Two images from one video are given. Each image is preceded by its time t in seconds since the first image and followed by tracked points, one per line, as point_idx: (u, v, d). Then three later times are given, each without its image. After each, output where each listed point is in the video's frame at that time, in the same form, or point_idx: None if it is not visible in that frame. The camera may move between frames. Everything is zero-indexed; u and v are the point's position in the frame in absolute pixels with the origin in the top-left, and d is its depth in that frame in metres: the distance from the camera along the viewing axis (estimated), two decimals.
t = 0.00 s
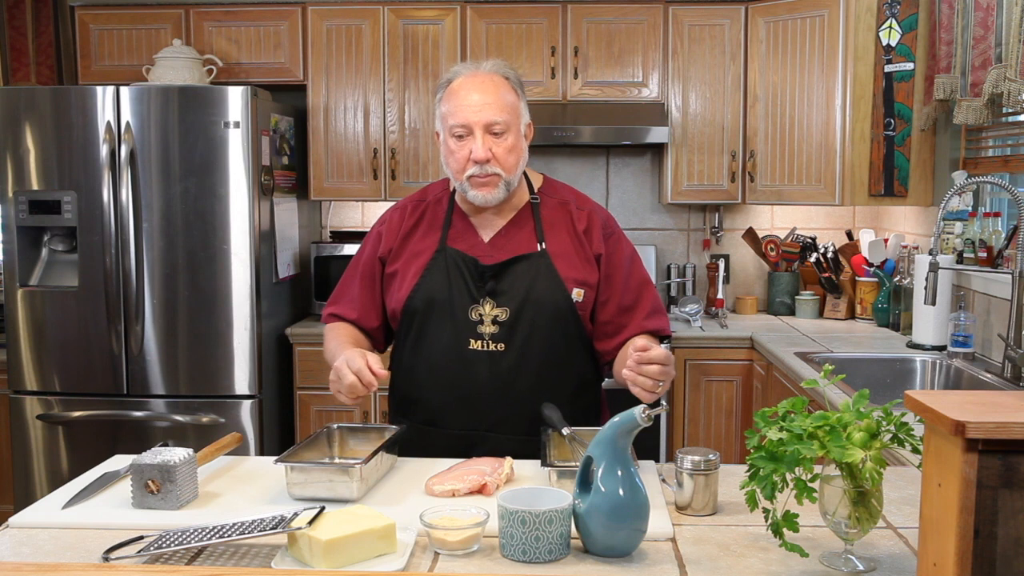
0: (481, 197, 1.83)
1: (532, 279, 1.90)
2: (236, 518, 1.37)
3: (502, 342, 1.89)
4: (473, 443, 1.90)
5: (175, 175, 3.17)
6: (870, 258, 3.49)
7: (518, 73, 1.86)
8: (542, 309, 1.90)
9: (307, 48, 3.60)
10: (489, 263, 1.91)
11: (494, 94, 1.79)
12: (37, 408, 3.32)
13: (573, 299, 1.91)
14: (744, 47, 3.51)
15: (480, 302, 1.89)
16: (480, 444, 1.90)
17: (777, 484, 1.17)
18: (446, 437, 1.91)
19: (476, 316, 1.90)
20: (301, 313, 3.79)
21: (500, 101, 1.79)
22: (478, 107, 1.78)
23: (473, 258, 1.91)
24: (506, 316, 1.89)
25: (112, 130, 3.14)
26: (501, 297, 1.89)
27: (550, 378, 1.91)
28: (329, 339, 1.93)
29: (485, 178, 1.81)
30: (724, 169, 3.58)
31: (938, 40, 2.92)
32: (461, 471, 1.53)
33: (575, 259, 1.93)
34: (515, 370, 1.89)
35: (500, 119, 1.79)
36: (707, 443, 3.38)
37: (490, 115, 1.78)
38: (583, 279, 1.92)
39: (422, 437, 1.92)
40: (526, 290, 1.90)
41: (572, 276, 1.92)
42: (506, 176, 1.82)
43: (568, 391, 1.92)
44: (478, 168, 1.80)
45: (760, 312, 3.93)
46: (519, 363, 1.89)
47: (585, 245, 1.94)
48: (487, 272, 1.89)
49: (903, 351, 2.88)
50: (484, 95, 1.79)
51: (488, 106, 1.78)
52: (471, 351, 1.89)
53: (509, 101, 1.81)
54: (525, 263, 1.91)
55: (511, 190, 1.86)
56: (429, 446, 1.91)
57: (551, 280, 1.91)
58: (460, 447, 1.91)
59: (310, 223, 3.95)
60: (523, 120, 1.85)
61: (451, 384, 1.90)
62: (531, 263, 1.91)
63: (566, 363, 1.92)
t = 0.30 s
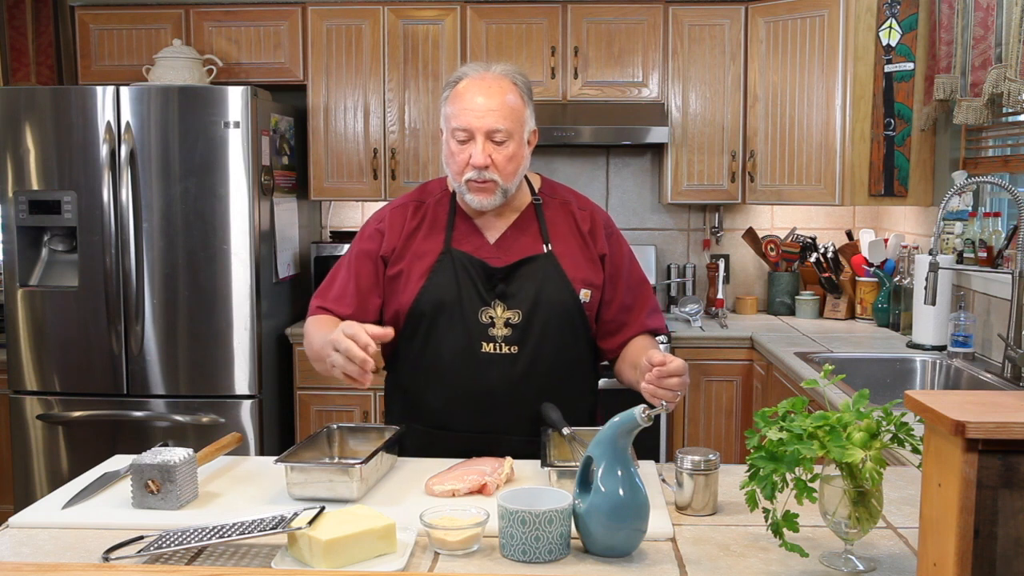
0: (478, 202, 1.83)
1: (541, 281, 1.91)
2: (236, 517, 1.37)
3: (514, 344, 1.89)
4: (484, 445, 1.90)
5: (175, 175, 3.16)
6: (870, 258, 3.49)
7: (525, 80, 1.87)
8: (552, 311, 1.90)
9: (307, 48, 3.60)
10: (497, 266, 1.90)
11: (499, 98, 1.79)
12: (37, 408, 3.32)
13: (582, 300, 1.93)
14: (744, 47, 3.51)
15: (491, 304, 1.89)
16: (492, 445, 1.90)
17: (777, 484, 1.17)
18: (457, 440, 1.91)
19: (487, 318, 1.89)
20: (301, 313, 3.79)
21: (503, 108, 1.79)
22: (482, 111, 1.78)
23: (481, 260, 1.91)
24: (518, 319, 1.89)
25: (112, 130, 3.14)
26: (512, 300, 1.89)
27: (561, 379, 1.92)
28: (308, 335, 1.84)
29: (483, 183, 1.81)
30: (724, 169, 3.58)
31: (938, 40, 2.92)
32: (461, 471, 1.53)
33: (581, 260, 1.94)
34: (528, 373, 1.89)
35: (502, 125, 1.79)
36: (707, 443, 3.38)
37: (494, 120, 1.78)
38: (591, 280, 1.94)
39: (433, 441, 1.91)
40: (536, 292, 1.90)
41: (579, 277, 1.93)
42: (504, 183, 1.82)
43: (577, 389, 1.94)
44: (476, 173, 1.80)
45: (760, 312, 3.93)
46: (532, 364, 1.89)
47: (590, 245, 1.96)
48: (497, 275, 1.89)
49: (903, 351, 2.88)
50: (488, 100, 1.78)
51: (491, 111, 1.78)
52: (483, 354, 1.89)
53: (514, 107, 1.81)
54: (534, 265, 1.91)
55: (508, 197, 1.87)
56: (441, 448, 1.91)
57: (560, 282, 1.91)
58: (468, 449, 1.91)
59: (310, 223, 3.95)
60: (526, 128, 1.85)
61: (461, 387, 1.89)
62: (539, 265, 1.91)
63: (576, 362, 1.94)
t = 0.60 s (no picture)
0: (485, 190, 1.82)
1: (547, 279, 1.91)
2: (236, 518, 1.37)
3: (524, 343, 1.90)
4: (493, 445, 1.91)
5: (175, 175, 3.16)
6: (870, 258, 3.49)
7: (530, 75, 1.87)
8: (559, 309, 1.91)
9: (307, 48, 3.60)
10: (503, 265, 1.91)
11: (506, 89, 1.80)
12: (37, 408, 3.32)
13: (586, 297, 1.94)
14: (744, 47, 3.51)
15: (500, 304, 1.89)
16: (502, 444, 1.91)
17: (777, 484, 1.17)
18: (466, 441, 1.91)
19: (496, 318, 1.89)
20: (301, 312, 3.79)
21: (511, 98, 1.80)
22: (491, 100, 1.78)
23: (487, 260, 1.90)
24: (527, 317, 1.90)
25: (112, 130, 3.14)
26: (520, 299, 1.89)
27: (569, 376, 1.93)
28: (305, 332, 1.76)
29: (491, 171, 1.81)
30: (724, 169, 3.58)
31: (938, 39, 2.92)
32: (461, 471, 1.53)
33: (582, 257, 1.96)
34: (537, 371, 1.90)
35: (511, 114, 1.79)
36: (707, 443, 3.38)
37: (502, 108, 1.79)
38: (592, 277, 1.96)
39: (442, 442, 1.91)
40: (543, 291, 1.91)
41: (582, 275, 1.94)
42: (512, 172, 1.82)
43: (583, 386, 1.96)
44: (485, 160, 1.80)
45: (760, 312, 3.93)
46: (541, 363, 1.90)
47: (591, 243, 1.98)
48: (504, 274, 1.89)
49: (903, 351, 2.88)
50: (496, 89, 1.79)
51: (500, 100, 1.79)
52: (494, 353, 1.89)
53: (520, 98, 1.82)
54: (540, 264, 1.92)
55: (514, 188, 1.86)
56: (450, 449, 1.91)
57: (566, 280, 1.93)
58: (478, 449, 1.91)
59: (310, 223, 3.95)
60: (532, 120, 1.86)
61: (471, 388, 1.89)
62: (543, 262, 1.92)
63: (582, 359, 1.95)
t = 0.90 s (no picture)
0: (485, 189, 1.83)
1: (548, 277, 1.92)
2: (236, 518, 1.37)
3: (528, 341, 1.90)
4: (497, 443, 1.91)
5: (175, 175, 3.16)
6: (870, 258, 3.49)
7: (530, 73, 1.87)
8: (561, 307, 1.91)
9: (307, 48, 3.60)
10: (505, 263, 1.91)
11: (506, 88, 1.80)
12: (37, 408, 3.32)
13: (587, 295, 1.95)
14: (744, 47, 3.51)
15: (502, 302, 1.89)
16: (507, 443, 1.91)
17: (777, 483, 1.17)
18: (470, 440, 1.91)
19: (499, 316, 1.89)
20: (301, 313, 3.80)
21: (512, 98, 1.80)
22: (492, 99, 1.78)
23: (489, 258, 1.90)
24: (531, 315, 1.90)
25: (112, 130, 3.14)
26: (523, 297, 1.90)
27: (573, 374, 1.93)
28: (304, 334, 1.77)
29: (492, 171, 1.81)
30: (724, 169, 3.58)
31: (938, 40, 2.92)
32: (461, 471, 1.53)
33: (583, 255, 1.97)
34: (542, 369, 1.91)
35: (512, 113, 1.79)
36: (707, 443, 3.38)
37: (503, 108, 1.79)
38: (592, 275, 1.96)
39: (446, 441, 1.91)
40: (546, 288, 1.91)
41: (582, 272, 1.95)
42: (512, 171, 1.83)
43: (587, 383, 1.97)
44: (485, 160, 1.80)
45: (760, 312, 3.93)
46: (545, 361, 1.91)
47: (590, 241, 1.98)
48: (506, 272, 1.90)
49: (903, 351, 2.88)
50: (497, 88, 1.79)
51: (501, 100, 1.79)
52: (497, 351, 1.89)
53: (521, 97, 1.82)
54: (541, 262, 1.92)
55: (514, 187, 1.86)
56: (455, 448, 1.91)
57: (567, 278, 1.93)
58: (482, 449, 1.91)
59: (310, 223, 3.95)
60: (531, 119, 1.86)
61: (474, 388, 1.89)
62: (544, 261, 1.93)
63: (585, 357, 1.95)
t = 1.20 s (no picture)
0: (485, 196, 1.83)
1: (552, 277, 1.92)
2: (236, 517, 1.37)
3: (532, 341, 1.90)
4: (500, 443, 1.91)
5: (175, 175, 3.16)
6: (870, 258, 3.49)
7: (532, 77, 1.87)
8: (564, 307, 1.91)
9: (307, 48, 3.60)
10: (509, 263, 1.90)
11: (507, 93, 1.79)
12: (37, 408, 3.32)
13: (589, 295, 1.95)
14: (744, 47, 3.51)
15: (506, 302, 1.89)
16: (510, 442, 1.91)
17: (777, 484, 1.17)
18: (474, 439, 1.91)
19: (503, 317, 1.89)
20: (301, 313, 3.79)
21: (513, 104, 1.79)
22: (492, 105, 1.78)
23: (492, 258, 1.90)
24: (535, 316, 1.90)
25: (112, 130, 3.14)
26: (527, 298, 1.90)
27: (575, 374, 1.94)
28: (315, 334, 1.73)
29: (491, 178, 1.81)
30: (724, 169, 3.58)
31: (938, 40, 2.92)
32: (461, 471, 1.53)
33: (585, 255, 1.97)
34: (545, 370, 1.91)
35: (512, 120, 1.79)
36: (707, 443, 3.38)
37: (503, 115, 1.79)
38: (594, 275, 1.96)
39: (449, 441, 1.91)
40: (550, 289, 1.91)
41: (585, 272, 1.95)
42: (512, 178, 1.82)
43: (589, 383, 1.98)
44: (484, 168, 1.80)
45: (760, 312, 3.93)
46: (549, 361, 1.91)
47: (592, 241, 1.99)
48: (509, 272, 1.89)
49: (903, 351, 2.88)
50: (498, 94, 1.79)
51: (501, 106, 1.79)
52: (502, 352, 1.89)
53: (521, 103, 1.81)
54: (544, 262, 1.92)
55: (514, 193, 1.86)
56: (458, 448, 1.92)
57: (570, 278, 1.93)
58: (486, 448, 1.91)
59: (310, 223, 3.95)
60: (533, 124, 1.86)
61: (478, 388, 1.90)
62: (548, 261, 1.93)
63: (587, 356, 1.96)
